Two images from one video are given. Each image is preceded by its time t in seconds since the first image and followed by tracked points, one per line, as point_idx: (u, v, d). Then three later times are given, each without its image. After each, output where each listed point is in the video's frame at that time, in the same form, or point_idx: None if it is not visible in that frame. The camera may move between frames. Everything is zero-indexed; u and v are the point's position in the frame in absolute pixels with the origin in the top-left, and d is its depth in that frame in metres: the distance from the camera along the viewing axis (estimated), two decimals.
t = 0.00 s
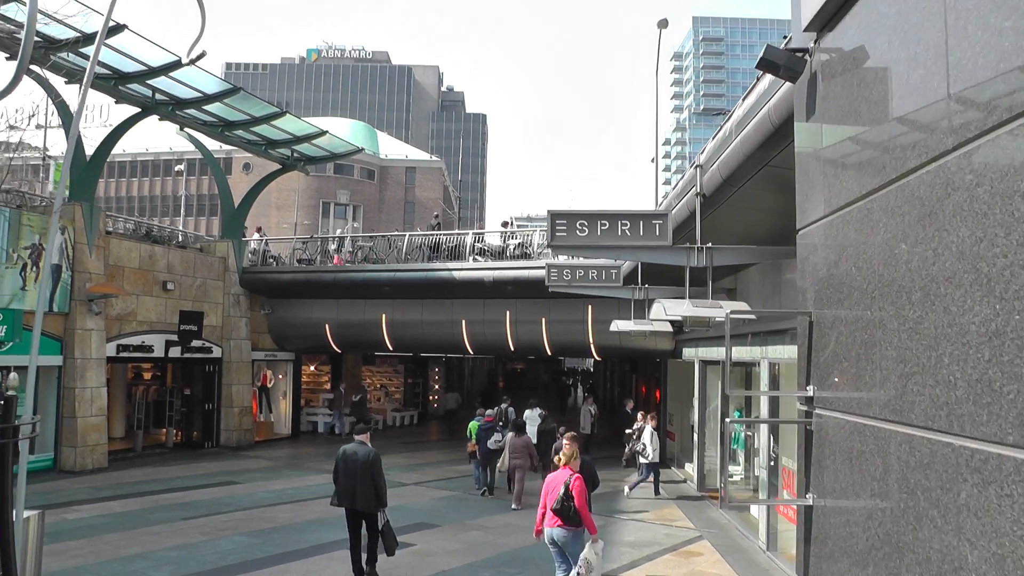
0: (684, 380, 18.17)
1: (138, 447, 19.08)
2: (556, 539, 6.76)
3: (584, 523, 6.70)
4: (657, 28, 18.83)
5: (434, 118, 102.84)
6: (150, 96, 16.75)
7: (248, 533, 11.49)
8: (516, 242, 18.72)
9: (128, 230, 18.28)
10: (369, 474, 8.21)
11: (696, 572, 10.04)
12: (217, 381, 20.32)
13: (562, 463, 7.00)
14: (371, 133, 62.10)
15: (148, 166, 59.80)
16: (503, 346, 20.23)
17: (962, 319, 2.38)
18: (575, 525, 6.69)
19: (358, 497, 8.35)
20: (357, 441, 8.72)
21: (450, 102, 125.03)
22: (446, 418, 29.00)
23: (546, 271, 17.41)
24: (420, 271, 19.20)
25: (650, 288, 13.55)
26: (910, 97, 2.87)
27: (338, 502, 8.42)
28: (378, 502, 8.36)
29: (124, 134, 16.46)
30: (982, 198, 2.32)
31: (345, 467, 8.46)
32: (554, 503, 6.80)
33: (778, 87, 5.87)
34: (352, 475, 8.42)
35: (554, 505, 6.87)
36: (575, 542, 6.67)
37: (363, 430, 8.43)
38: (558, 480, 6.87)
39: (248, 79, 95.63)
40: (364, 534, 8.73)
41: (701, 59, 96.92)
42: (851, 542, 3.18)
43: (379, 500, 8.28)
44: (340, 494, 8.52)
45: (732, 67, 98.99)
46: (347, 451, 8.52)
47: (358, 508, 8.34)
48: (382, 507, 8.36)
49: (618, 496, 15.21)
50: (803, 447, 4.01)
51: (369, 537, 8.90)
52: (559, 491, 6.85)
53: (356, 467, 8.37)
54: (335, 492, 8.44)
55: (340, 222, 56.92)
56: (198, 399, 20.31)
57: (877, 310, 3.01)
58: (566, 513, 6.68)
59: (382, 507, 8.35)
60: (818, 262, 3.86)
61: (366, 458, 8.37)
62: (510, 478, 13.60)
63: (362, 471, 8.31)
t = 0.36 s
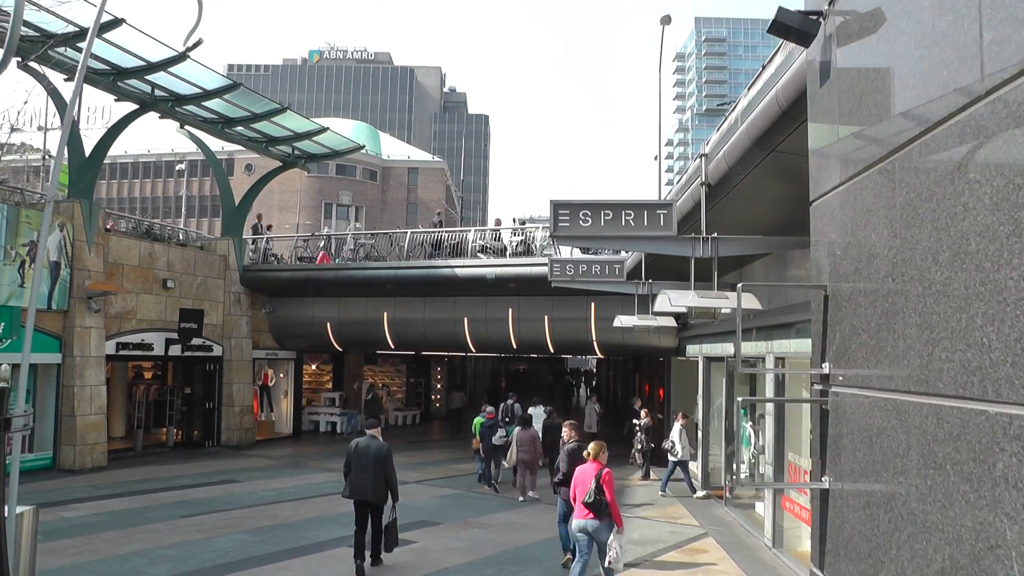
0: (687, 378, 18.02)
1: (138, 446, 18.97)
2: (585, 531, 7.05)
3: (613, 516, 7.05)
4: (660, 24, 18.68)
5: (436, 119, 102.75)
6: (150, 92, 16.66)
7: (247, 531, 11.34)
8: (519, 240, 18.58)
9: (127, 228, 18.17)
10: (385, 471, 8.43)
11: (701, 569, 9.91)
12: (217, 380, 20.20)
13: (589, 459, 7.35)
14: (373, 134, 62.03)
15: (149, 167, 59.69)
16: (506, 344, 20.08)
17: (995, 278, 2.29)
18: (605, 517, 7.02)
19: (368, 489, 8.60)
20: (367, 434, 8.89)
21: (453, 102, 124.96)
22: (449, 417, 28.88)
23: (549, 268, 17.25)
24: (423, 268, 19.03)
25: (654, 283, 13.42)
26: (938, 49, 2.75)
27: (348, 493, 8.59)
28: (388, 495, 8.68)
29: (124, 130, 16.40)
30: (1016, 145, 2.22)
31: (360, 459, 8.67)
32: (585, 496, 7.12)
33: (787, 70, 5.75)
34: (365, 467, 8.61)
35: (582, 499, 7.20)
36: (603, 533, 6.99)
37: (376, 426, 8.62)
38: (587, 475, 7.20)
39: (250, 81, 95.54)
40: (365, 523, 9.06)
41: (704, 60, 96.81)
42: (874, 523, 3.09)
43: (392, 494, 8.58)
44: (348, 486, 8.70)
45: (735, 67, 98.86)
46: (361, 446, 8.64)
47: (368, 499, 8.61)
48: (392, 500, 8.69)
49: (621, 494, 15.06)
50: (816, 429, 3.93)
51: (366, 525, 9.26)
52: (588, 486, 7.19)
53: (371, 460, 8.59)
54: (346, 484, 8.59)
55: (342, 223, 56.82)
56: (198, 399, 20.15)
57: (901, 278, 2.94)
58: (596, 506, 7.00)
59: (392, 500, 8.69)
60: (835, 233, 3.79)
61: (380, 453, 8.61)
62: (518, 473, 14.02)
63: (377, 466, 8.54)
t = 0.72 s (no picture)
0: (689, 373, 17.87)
1: (138, 443, 18.88)
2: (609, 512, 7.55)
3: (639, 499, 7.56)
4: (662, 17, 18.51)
5: (437, 117, 102.62)
6: (149, 85, 16.54)
7: (245, 526, 11.20)
8: (521, 233, 18.42)
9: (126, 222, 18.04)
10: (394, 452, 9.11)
11: (706, 563, 9.81)
12: (217, 376, 20.07)
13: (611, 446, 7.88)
14: (375, 131, 61.92)
15: (149, 166, 59.58)
16: (507, 339, 19.94)
17: None
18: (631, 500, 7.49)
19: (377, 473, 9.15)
20: (368, 426, 9.58)
21: (454, 100, 124.79)
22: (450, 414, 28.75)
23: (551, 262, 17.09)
24: (424, 262, 18.85)
25: (657, 275, 13.28)
26: None
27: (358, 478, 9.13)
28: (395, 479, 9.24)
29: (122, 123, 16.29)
30: None
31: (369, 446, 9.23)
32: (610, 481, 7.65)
33: (793, 47, 5.59)
34: (373, 452, 9.23)
35: (607, 483, 7.70)
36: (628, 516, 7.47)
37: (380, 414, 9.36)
38: (613, 461, 7.68)
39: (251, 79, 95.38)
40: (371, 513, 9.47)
41: (706, 57, 96.59)
42: (896, 495, 3.01)
43: (400, 476, 9.16)
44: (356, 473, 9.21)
45: (737, 64, 98.63)
46: (367, 434, 9.30)
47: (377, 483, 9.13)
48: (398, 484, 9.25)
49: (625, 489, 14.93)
50: (832, 405, 3.84)
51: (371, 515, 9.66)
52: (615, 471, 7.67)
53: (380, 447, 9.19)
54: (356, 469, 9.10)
55: (343, 221, 56.70)
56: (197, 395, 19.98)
57: (924, 237, 2.88)
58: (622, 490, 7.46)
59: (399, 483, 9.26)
60: (850, 196, 3.68)
61: (387, 438, 9.25)
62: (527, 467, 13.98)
63: (387, 450, 9.18)
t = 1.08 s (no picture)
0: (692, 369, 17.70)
1: (138, 442, 18.79)
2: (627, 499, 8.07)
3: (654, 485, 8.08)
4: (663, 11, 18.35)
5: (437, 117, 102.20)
6: (147, 80, 16.42)
7: (245, 522, 11.09)
8: (523, 229, 18.26)
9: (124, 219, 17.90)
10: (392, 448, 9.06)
11: (711, 558, 9.68)
12: (217, 374, 19.95)
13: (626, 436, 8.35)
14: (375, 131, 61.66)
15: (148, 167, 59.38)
16: (509, 336, 19.79)
17: None
18: (648, 486, 8.02)
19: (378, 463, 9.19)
20: (374, 413, 9.50)
21: (455, 101, 124.41)
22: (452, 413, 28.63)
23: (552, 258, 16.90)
24: (425, 258, 18.68)
25: (660, 268, 13.15)
26: None
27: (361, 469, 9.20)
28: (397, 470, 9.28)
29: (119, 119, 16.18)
30: None
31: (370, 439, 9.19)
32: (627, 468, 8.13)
33: (800, 26, 5.38)
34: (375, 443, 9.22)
35: (623, 471, 8.21)
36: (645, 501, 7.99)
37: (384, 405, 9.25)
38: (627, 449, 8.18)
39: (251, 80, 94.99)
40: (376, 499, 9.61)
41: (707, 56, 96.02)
42: (918, 448, 3.28)
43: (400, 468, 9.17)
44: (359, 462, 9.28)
45: (738, 63, 98.04)
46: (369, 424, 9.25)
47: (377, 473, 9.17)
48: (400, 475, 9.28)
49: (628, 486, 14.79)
50: (849, 386, 4.15)
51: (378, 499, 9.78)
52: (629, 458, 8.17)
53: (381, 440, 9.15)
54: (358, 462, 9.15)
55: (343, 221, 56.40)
56: (197, 393, 19.88)
57: (955, 204, 3.10)
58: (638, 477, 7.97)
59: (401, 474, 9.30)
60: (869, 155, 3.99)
61: (388, 432, 9.17)
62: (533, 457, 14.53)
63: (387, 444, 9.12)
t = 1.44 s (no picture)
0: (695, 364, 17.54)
1: (136, 441, 18.68)
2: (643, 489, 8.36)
3: (666, 477, 8.44)
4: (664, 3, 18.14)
5: (438, 117, 101.95)
6: (143, 75, 16.27)
7: (243, 520, 10.93)
8: (523, 224, 18.09)
9: (121, 216, 17.75)
10: (398, 444, 9.19)
11: (716, 554, 9.56)
12: (217, 372, 19.81)
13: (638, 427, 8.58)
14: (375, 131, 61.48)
15: (150, 168, 59.44)
16: (510, 332, 19.64)
17: None
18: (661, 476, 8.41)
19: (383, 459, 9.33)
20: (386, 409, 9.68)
21: (456, 101, 124.19)
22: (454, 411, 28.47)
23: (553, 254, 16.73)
24: (425, 254, 18.55)
25: (663, 261, 13.00)
26: None
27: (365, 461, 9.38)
28: (401, 466, 9.42)
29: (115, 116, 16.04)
30: None
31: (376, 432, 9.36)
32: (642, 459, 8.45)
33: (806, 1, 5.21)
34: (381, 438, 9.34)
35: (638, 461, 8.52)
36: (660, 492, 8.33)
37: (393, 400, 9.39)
38: (643, 440, 8.45)
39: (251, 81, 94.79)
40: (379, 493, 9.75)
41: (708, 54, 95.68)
42: (943, 414, 3.16)
43: (404, 464, 9.31)
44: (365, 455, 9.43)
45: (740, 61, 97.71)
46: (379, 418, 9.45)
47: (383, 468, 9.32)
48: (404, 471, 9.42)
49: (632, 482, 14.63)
50: (864, 359, 4.03)
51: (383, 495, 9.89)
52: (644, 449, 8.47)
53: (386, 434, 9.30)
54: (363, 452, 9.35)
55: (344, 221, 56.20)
56: (196, 391, 19.77)
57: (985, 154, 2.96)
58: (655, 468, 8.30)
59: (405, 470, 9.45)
60: (883, 113, 3.90)
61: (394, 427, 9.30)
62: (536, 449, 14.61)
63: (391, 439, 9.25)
